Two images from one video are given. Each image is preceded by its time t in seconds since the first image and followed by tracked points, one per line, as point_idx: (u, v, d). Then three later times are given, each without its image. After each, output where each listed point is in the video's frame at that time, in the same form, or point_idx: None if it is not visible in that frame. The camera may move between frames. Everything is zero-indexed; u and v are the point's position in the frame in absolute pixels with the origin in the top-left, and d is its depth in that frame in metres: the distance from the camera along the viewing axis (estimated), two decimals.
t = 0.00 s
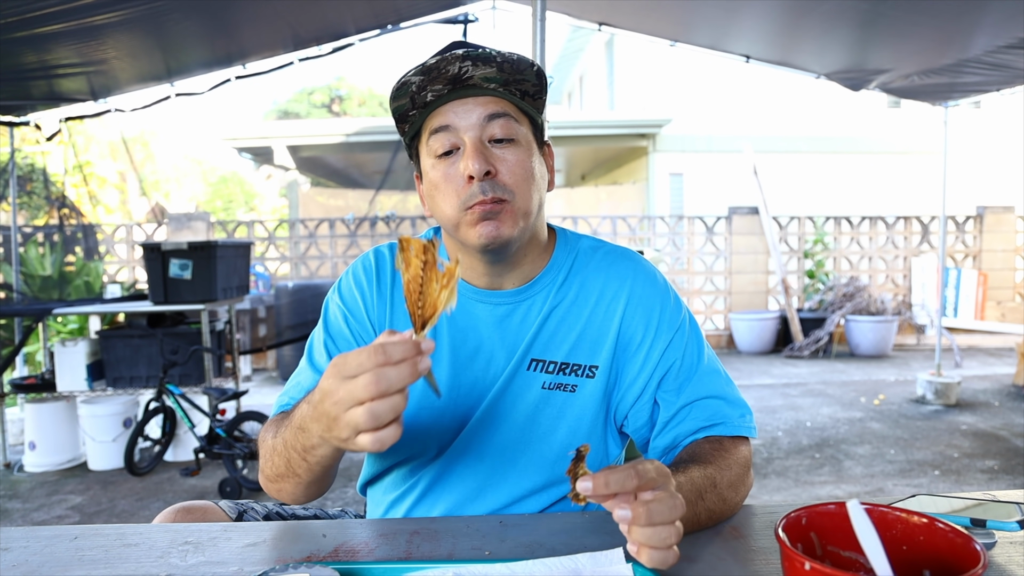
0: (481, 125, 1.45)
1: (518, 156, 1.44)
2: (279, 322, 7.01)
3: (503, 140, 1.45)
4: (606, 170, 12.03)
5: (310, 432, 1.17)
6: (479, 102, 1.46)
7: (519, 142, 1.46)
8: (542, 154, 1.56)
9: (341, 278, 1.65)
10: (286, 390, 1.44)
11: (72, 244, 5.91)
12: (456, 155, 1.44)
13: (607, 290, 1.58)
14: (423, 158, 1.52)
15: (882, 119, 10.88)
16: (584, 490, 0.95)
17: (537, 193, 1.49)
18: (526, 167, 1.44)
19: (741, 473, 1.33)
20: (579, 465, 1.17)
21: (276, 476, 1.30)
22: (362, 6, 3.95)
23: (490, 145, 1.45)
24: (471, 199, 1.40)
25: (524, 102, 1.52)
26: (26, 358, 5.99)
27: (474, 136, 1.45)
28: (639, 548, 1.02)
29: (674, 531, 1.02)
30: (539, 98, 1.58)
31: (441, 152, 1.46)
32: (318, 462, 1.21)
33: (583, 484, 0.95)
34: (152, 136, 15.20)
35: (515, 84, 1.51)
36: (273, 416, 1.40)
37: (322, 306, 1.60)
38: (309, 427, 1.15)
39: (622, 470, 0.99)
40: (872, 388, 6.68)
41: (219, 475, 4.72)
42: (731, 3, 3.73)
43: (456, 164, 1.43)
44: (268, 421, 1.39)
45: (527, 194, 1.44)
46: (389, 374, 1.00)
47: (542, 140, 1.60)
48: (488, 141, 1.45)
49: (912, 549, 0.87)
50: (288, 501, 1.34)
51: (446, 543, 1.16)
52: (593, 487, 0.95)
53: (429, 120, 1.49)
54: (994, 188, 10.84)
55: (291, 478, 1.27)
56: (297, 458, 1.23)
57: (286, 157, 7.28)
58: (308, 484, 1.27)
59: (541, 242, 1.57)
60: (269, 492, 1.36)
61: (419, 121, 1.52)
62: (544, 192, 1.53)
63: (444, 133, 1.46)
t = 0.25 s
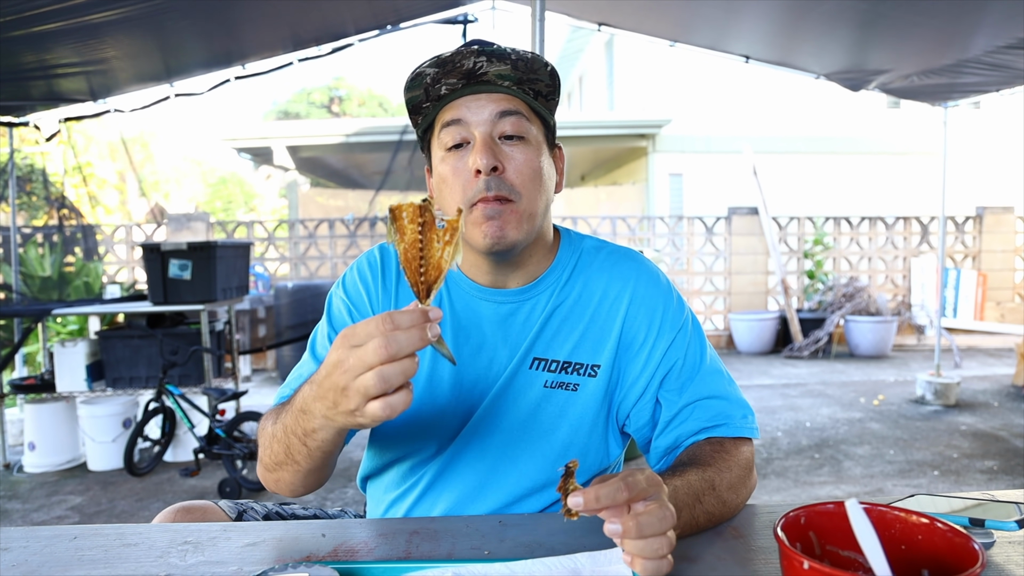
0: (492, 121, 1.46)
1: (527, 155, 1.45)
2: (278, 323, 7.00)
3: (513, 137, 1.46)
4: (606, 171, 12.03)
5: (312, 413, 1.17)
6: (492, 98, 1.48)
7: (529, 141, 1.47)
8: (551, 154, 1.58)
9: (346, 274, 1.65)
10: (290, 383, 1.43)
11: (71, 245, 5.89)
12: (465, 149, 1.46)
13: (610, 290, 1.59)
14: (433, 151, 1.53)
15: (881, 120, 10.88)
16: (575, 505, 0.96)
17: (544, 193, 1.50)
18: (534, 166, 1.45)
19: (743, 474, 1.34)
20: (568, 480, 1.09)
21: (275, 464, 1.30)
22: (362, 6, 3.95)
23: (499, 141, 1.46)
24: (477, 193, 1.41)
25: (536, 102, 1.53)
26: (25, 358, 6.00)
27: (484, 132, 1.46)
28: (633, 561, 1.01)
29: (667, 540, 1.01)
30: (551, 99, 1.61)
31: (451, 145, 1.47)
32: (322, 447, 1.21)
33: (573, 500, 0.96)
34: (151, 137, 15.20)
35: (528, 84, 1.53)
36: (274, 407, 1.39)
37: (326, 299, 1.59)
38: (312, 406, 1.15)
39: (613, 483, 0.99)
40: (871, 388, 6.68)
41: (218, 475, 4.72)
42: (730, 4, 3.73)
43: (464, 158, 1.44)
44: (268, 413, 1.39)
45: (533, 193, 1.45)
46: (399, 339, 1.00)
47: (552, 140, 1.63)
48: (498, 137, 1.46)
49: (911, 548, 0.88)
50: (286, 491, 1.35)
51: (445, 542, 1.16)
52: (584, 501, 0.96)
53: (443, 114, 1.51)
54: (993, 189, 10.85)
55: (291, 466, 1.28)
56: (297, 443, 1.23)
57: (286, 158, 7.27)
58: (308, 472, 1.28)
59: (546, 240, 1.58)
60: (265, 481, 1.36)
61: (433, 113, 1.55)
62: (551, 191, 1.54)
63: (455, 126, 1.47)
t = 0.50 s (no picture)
0: (498, 118, 1.46)
1: (531, 154, 1.45)
2: (278, 323, 6.99)
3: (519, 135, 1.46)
4: (605, 171, 12.02)
5: (314, 405, 1.17)
6: (500, 95, 1.48)
7: (534, 140, 1.47)
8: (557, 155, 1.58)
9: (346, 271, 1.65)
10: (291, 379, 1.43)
11: (71, 245, 5.87)
12: (470, 144, 1.46)
13: (610, 289, 1.59)
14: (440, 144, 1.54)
15: (880, 119, 10.89)
16: (570, 523, 0.94)
17: (547, 193, 1.50)
18: (538, 165, 1.45)
19: (742, 476, 1.33)
20: (561, 497, 1.04)
21: (275, 459, 1.29)
22: (361, 7, 3.95)
23: (504, 139, 1.46)
24: (479, 189, 1.41)
25: (544, 103, 1.54)
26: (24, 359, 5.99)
27: (490, 128, 1.46)
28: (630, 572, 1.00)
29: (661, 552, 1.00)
30: (560, 101, 1.60)
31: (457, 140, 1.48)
32: (324, 442, 1.21)
33: (568, 517, 0.94)
34: (151, 137, 15.19)
35: (536, 84, 1.53)
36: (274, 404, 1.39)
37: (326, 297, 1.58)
38: (314, 397, 1.15)
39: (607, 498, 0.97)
40: (871, 388, 6.68)
41: (218, 476, 4.72)
42: (729, 4, 3.73)
43: (468, 154, 1.44)
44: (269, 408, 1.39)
45: (536, 192, 1.45)
46: (393, 326, 1.00)
47: (558, 141, 1.63)
48: (504, 134, 1.45)
49: (910, 548, 0.88)
50: (286, 488, 1.34)
51: (445, 543, 1.16)
52: (579, 518, 0.94)
53: (451, 108, 1.52)
54: (993, 188, 10.85)
55: (291, 460, 1.27)
56: (298, 437, 1.23)
57: (285, 158, 7.27)
58: (308, 468, 1.27)
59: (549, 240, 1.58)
60: (265, 477, 1.36)
61: (442, 107, 1.55)
62: (554, 193, 1.54)
63: (462, 121, 1.47)
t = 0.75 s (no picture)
0: (501, 122, 1.46)
1: (532, 157, 1.44)
2: (278, 323, 6.99)
3: (521, 138, 1.46)
4: (605, 171, 12.03)
5: (327, 388, 1.17)
6: (504, 98, 1.48)
7: (537, 144, 1.47)
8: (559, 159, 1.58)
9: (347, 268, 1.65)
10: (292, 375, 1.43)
11: (71, 246, 5.86)
12: (472, 146, 1.46)
13: (610, 290, 1.59)
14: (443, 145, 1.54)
15: (880, 119, 10.89)
16: (562, 532, 0.94)
17: (548, 196, 1.49)
18: (539, 169, 1.45)
19: (742, 476, 1.34)
20: (551, 508, 1.05)
21: (281, 448, 1.28)
22: (361, 8, 3.95)
23: (506, 142, 1.45)
24: (478, 189, 1.41)
25: (548, 107, 1.53)
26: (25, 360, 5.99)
27: (493, 131, 1.46)
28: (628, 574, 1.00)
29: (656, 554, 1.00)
30: (565, 105, 1.59)
31: (460, 142, 1.48)
32: (335, 428, 1.20)
33: (560, 526, 0.95)
34: (151, 138, 15.21)
35: (541, 88, 1.52)
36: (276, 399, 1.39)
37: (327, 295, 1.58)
38: (328, 379, 1.15)
39: (597, 501, 0.97)
40: (871, 388, 6.67)
41: (218, 477, 4.72)
42: (729, 4, 3.73)
43: (469, 155, 1.44)
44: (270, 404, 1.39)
45: (536, 196, 1.45)
46: (406, 301, 1.01)
47: (563, 145, 1.62)
48: (506, 137, 1.46)
49: (910, 548, 0.88)
50: (290, 480, 1.32)
51: (445, 543, 1.16)
52: (570, 526, 0.95)
53: (454, 109, 1.52)
54: (993, 188, 10.85)
55: (299, 450, 1.25)
56: (308, 423, 1.22)
57: (285, 159, 7.27)
58: (316, 458, 1.26)
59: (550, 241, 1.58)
60: (267, 471, 1.35)
61: (445, 108, 1.55)
62: (556, 196, 1.54)
63: (465, 123, 1.47)
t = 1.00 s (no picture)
0: (505, 124, 1.46)
1: (535, 161, 1.44)
2: (278, 323, 6.98)
3: (525, 141, 1.46)
4: (606, 171, 12.03)
5: (338, 383, 1.16)
6: (509, 100, 1.48)
7: (541, 147, 1.46)
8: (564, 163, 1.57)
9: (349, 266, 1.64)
10: (295, 373, 1.43)
11: (71, 245, 5.85)
12: (476, 147, 1.47)
13: (611, 291, 1.59)
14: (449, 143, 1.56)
15: (880, 120, 10.90)
16: (562, 538, 0.95)
17: (551, 199, 1.49)
18: (542, 173, 1.44)
19: (742, 478, 1.34)
20: (551, 515, 1.06)
21: (287, 445, 1.28)
22: (362, 8, 3.96)
23: (510, 144, 1.45)
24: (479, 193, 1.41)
25: (554, 110, 1.53)
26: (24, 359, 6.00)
27: (497, 134, 1.46)
28: None
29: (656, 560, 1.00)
30: (570, 109, 1.59)
31: (464, 142, 1.49)
32: (345, 424, 1.20)
33: (560, 531, 0.96)
34: (151, 137, 15.21)
35: (547, 91, 1.51)
36: (277, 398, 1.39)
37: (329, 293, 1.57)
38: (340, 373, 1.15)
39: (598, 508, 0.98)
40: (871, 388, 6.68)
41: (218, 476, 4.72)
42: (730, 4, 3.74)
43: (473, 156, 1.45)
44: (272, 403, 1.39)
45: (537, 201, 1.45)
46: (420, 298, 1.00)
47: (568, 147, 1.62)
48: (510, 140, 1.45)
49: (910, 549, 0.88)
50: (295, 477, 1.32)
51: (445, 543, 1.16)
52: (571, 533, 0.95)
53: (460, 109, 1.53)
54: (993, 189, 10.85)
55: (306, 446, 1.25)
56: (317, 419, 1.22)
57: (285, 159, 7.27)
58: (323, 454, 1.26)
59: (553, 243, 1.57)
60: (271, 469, 1.35)
61: (452, 107, 1.56)
62: (559, 199, 1.54)
63: (470, 123, 1.48)
